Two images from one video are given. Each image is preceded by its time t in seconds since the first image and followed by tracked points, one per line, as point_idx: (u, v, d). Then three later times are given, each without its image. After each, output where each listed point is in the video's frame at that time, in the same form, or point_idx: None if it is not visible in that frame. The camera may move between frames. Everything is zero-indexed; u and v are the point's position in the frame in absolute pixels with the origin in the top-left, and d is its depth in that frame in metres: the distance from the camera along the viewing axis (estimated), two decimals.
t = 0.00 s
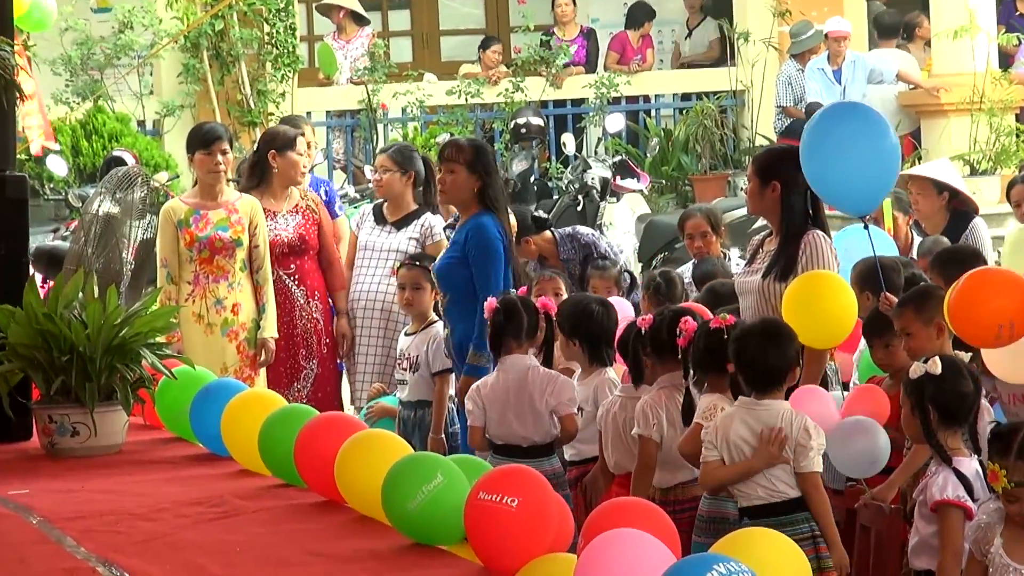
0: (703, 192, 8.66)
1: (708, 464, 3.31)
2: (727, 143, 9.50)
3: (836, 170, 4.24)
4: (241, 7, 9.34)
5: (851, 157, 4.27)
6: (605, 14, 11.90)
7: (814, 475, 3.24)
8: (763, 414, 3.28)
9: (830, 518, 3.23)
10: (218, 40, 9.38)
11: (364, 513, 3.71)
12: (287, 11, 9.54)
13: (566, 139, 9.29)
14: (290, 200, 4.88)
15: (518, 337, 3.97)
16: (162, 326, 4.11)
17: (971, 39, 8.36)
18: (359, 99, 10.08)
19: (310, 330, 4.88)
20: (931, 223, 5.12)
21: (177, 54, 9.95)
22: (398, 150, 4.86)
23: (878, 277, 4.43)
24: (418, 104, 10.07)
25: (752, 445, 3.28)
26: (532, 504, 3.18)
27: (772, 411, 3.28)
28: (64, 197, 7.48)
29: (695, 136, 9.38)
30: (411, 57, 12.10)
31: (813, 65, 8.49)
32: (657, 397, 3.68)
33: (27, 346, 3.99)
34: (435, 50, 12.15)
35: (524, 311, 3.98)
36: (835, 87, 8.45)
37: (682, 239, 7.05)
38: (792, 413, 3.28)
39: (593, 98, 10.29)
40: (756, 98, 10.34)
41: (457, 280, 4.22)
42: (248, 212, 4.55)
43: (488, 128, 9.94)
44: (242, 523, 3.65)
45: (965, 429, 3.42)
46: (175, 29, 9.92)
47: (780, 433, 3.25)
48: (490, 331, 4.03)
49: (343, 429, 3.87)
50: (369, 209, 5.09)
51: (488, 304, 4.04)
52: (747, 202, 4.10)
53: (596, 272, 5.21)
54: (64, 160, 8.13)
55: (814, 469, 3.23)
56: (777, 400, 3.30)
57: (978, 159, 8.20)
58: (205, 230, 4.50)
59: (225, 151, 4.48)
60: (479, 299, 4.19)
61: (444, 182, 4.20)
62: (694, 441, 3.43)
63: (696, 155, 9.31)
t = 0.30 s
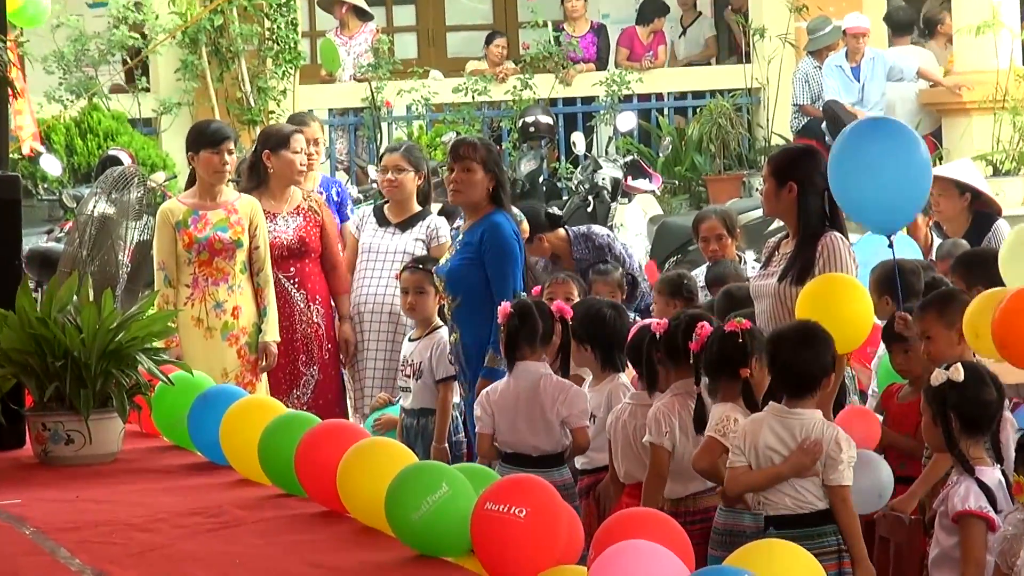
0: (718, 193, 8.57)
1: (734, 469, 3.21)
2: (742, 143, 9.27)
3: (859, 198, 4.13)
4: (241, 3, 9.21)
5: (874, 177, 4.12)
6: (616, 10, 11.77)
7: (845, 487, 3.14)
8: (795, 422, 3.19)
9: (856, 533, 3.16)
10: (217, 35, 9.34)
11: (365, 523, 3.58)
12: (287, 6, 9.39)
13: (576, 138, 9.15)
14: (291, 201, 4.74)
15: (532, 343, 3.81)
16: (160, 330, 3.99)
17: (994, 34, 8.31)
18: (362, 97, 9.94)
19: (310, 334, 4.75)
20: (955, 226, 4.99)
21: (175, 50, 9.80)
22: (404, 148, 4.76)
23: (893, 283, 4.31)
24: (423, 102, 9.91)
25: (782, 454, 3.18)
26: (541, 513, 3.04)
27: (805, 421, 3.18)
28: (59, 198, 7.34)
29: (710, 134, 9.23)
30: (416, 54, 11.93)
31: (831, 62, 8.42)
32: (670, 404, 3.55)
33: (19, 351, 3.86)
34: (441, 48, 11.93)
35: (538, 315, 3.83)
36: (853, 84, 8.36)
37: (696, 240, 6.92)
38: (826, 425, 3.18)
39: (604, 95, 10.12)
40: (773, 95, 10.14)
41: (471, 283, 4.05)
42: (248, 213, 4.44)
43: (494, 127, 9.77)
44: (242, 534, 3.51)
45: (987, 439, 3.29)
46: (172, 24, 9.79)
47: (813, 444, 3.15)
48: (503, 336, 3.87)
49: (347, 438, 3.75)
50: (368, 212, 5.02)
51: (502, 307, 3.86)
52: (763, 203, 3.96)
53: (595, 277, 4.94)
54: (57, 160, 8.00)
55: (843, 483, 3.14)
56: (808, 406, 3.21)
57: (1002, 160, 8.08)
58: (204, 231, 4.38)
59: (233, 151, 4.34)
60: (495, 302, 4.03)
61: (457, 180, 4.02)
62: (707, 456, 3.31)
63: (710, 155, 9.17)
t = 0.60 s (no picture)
0: (730, 193, 8.45)
1: (756, 475, 3.14)
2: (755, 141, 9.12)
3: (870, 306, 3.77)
4: None
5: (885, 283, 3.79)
6: (625, 4, 11.64)
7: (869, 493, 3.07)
8: (818, 428, 3.12)
9: (880, 541, 3.08)
10: (214, 30, 9.22)
11: (366, 533, 3.46)
12: None
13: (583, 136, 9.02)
14: (294, 200, 4.61)
15: (546, 347, 3.67)
16: (156, 333, 3.86)
17: (1015, 30, 8.16)
18: (363, 93, 9.84)
19: (309, 339, 4.63)
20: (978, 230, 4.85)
21: (171, 46, 9.68)
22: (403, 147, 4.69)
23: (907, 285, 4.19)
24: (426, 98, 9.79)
25: (806, 461, 3.11)
26: (549, 522, 2.92)
27: (828, 427, 3.11)
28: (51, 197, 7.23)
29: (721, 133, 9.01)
30: (419, 49, 11.77)
31: (846, 58, 8.29)
32: (681, 411, 3.43)
33: (10, 355, 3.75)
34: (445, 43, 11.79)
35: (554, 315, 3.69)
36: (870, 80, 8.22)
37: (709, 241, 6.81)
38: (851, 431, 3.10)
39: (612, 91, 9.99)
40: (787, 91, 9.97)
41: (482, 283, 3.93)
42: (247, 212, 4.33)
43: (500, 123, 9.81)
44: (239, 545, 3.38)
45: (1009, 447, 3.15)
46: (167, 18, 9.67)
47: (838, 450, 3.08)
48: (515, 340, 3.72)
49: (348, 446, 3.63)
50: (365, 213, 4.89)
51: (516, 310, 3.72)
52: (776, 204, 3.78)
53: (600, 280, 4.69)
54: (50, 158, 7.90)
55: (867, 489, 3.06)
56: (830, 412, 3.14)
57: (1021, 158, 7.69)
58: (202, 231, 4.26)
59: (231, 148, 4.23)
60: (507, 303, 3.92)
61: (469, 178, 3.89)
62: (716, 463, 3.18)
63: (722, 154, 8.97)
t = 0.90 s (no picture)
0: (741, 193, 8.30)
1: (771, 486, 3.04)
2: (766, 139, 9.11)
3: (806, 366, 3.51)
4: None
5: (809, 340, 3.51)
6: None
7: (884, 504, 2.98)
8: (835, 438, 3.03)
9: (890, 554, 2.97)
10: (210, 24, 8.99)
11: (366, 543, 3.34)
12: None
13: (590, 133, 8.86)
14: (294, 200, 4.49)
15: (570, 349, 3.55)
16: (149, 337, 3.74)
17: None
18: (364, 90, 9.68)
19: (307, 343, 4.51)
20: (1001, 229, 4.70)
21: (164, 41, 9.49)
22: (401, 144, 4.65)
23: (925, 288, 4.08)
24: (428, 94, 9.63)
25: (823, 471, 3.03)
26: (554, 532, 2.79)
27: (844, 438, 3.03)
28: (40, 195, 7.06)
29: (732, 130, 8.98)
30: (422, 44, 11.48)
31: (862, 53, 8.06)
32: (689, 419, 3.28)
33: None
34: (448, 37, 11.50)
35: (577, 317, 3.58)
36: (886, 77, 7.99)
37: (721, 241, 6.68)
38: (868, 443, 3.03)
39: (620, 88, 9.82)
40: (800, 88, 9.78)
41: (490, 284, 3.80)
42: (243, 212, 4.22)
43: (503, 121, 9.65)
44: (235, 555, 3.26)
45: None
46: (160, 12, 9.48)
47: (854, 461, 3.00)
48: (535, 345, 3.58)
49: (347, 453, 3.52)
50: (358, 213, 4.81)
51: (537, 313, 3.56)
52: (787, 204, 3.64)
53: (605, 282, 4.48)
54: (40, 156, 7.72)
55: (881, 499, 2.97)
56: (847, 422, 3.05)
57: None
58: (197, 232, 4.16)
59: (227, 147, 4.13)
60: (516, 304, 3.80)
61: (475, 178, 3.76)
62: (723, 466, 3.00)
63: (732, 152, 8.96)
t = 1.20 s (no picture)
0: (750, 193, 8.15)
1: (785, 499, 2.94)
2: (776, 136, 8.85)
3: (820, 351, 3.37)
4: None
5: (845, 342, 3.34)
6: None
7: (898, 517, 2.87)
8: (847, 450, 2.90)
9: (905, 568, 2.87)
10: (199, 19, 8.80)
11: (363, 555, 3.21)
12: None
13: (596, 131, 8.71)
14: (291, 200, 4.38)
15: (600, 352, 3.40)
16: (139, 340, 3.63)
17: None
18: (361, 86, 9.50)
19: (302, 348, 4.39)
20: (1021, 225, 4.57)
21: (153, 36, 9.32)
22: (398, 142, 4.57)
23: (942, 293, 3.95)
24: (426, 90, 9.47)
25: (835, 483, 2.91)
26: (559, 542, 2.66)
27: (857, 449, 2.89)
28: (26, 195, 6.90)
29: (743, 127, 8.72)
30: (419, 38, 11.21)
31: (875, 49, 7.97)
32: (697, 424, 3.16)
33: None
34: (446, 31, 11.21)
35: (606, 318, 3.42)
36: (897, 72, 7.90)
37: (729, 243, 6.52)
38: (880, 452, 2.90)
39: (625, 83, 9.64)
40: (811, 84, 9.64)
41: (492, 287, 3.68)
42: (236, 212, 4.11)
43: (505, 118, 9.44)
44: (227, 567, 3.13)
45: None
46: (150, 6, 9.30)
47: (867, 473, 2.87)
48: (561, 350, 3.42)
49: (343, 461, 3.39)
50: (350, 215, 4.71)
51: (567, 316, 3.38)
52: (796, 204, 3.51)
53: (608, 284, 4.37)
54: (26, 154, 7.56)
55: (895, 512, 2.87)
56: (859, 431, 2.91)
57: None
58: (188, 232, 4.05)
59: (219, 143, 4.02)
60: (518, 307, 3.69)
61: (474, 177, 3.64)
62: (732, 470, 2.92)
63: (743, 150, 8.74)
